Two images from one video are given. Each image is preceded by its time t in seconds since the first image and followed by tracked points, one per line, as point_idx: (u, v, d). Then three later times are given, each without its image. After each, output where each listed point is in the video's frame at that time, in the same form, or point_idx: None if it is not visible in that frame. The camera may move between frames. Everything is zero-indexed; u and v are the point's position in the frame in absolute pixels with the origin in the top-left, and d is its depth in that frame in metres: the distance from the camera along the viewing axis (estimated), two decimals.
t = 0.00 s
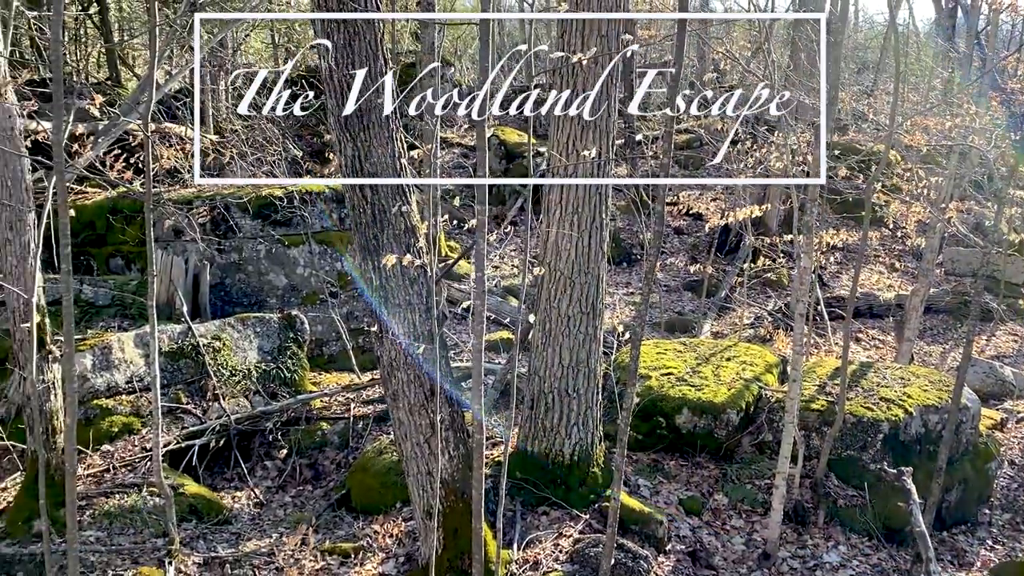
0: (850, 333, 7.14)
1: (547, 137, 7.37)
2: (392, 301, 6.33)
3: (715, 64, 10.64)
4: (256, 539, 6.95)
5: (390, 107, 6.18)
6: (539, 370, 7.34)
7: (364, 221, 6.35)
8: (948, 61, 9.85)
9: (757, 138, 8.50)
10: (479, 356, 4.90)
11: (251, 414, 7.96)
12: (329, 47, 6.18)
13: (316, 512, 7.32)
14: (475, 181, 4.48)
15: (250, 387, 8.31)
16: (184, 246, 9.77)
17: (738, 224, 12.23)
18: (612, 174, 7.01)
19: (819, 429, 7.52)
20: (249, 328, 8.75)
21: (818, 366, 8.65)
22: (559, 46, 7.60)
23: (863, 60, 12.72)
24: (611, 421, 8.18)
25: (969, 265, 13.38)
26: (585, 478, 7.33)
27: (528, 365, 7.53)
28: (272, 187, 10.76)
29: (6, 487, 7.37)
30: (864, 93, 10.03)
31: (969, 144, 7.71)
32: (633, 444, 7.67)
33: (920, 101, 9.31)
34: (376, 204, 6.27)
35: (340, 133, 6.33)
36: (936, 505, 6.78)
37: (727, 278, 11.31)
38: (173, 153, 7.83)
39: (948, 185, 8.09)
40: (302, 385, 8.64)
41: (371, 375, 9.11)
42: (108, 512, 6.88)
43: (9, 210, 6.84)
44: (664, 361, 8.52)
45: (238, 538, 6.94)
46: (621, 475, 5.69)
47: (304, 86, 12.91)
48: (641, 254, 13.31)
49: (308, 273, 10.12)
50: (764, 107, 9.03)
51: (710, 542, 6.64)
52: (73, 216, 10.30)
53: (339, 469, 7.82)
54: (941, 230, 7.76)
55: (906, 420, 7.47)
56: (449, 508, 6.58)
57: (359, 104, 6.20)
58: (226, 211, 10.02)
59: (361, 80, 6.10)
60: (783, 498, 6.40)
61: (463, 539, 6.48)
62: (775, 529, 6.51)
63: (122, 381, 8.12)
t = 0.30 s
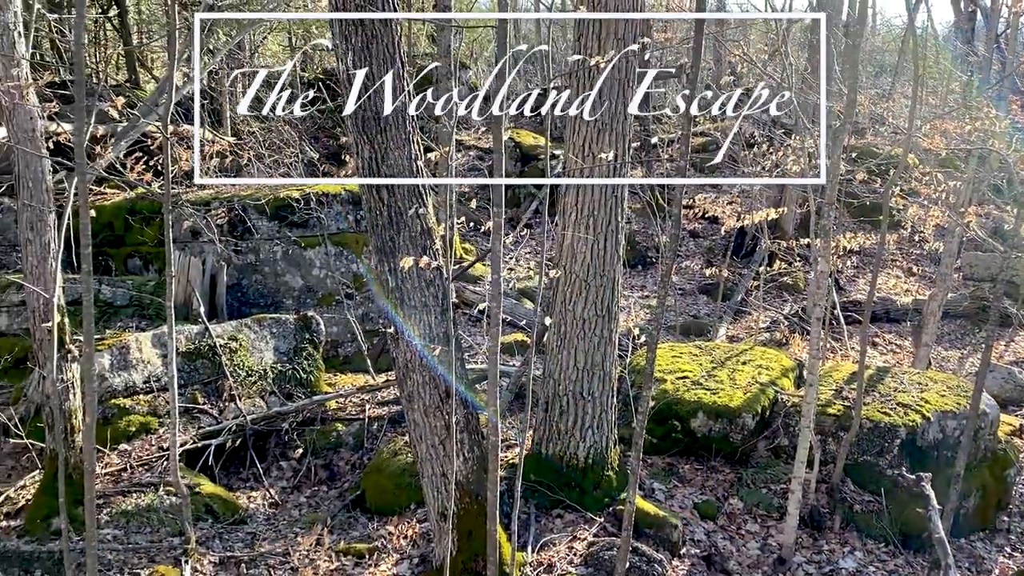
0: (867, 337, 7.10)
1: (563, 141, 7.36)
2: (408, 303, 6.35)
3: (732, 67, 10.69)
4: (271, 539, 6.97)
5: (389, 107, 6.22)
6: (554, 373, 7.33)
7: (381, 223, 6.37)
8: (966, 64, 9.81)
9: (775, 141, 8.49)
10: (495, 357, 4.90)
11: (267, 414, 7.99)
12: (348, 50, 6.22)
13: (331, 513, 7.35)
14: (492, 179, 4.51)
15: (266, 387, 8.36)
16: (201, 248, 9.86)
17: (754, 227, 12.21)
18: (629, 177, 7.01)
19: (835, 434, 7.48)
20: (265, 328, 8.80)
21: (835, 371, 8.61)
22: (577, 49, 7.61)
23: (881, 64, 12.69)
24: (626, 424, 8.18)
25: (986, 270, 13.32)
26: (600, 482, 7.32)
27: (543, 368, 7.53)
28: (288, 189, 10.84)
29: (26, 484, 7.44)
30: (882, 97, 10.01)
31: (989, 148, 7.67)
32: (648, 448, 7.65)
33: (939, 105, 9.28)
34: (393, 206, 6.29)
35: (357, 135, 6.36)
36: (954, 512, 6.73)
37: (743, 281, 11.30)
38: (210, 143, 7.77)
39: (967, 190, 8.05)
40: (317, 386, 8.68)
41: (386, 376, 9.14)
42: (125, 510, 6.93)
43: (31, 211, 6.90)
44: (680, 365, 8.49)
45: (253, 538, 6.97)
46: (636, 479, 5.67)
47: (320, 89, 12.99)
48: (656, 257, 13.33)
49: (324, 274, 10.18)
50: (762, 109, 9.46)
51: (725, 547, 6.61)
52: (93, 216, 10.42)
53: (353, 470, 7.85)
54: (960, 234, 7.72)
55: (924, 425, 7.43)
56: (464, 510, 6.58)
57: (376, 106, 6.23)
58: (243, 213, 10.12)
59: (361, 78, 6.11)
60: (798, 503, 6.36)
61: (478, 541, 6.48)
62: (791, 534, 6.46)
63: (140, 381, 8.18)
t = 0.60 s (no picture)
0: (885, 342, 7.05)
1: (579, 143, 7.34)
2: (423, 305, 6.36)
3: (748, 70, 10.69)
4: (286, 539, 7.00)
5: (389, 107, 6.21)
6: (569, 376, 7.32)
7: (397, 225, 6.38)
8: (985, 67, 9.75)
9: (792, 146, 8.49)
10: (510, 360, 4.90)
11: (282, 415, 8.04)
12: (365, 53, 6.26)
13: (345, 514, 7.36)
14: (508, 179, 4.48)
15: (281, 389, 8.44)
16: (218, 249, 9.94)
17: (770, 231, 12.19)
18: (645, 181, 7.00)
19: (852, 440, 7.44)
20: (281, 330, 8.85)
21: (852, 376, 8.56)
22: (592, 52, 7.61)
23: (899, 67, 12.62)
24: (641, 428, 8.16)
25: (1006, 275, 13.24)
26: (615, 486, 7.30)
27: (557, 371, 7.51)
28: (305, 191, 10.92)
29: (44, 483, 7.51)
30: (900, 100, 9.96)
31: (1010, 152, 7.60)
32: (663, 451, 7.63)
33: (959, 109, 9.22)
34: (409, 208, 6.30)
35: (375, 139, 6.38)
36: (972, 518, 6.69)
37: (759, 285, 11.29)
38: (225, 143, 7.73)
39: (987, 194, 8.00)
40: (333, 387, 8.75)
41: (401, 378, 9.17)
42: (141, 510, 6.98)
43: (51, 213, 6.96)
44: (695, 369, 8.47)
45: (269, 539, 6.99)
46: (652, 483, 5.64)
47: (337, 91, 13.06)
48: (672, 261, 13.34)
49: (340, 276, 10.23)
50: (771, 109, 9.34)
51: (740, 552, 6.56)
52: (113, 218, 10.53)
53: (368, 472, 7.87)
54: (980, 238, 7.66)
55: (942, 432, 7.38)
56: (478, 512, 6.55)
57: (393, 110, 6.26)
58: (260, 215, 10.32)
59: (361, 78, 6.14)
60: (814, 509, 6.30)
61: (492, 544, 6.47)
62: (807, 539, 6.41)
63: (158, 381, 8.24)
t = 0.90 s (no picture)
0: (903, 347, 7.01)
1: (597, 146, 7.33)
2: (439, 307, 6.36)
3: (766, 73, 10.69)
4: (302, 540, 7.03)
5: (401, 109, 6.22)
6: (584, 379, 7.31)
7: (413, 228, 6.40)
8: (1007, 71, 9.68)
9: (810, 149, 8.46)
10: (526, 363, 4.90)
11: (298, 416, 8.10)
12: (383, 56, 6.29)
13: (361, 515, 7.39)
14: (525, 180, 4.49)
15: (297, 390, 8.46)
16: (236, 251, 10.02)
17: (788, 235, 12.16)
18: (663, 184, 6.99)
19: (870, 445, 7.40)
20: (298, 331, 8.93)
21: (870, 380, 8.52)
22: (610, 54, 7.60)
23: (919, 70, 12.55)
24: (657, 431, 8.14)
25: None
26: (630, 489, 7.28)
27: (573, 374, 7.51)
28: (322, 194, 11.00)
29: (63, 482, 7.57)
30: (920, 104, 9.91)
31: None
32: (678, 455, 7.62)
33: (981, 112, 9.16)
34: (425, 210, 6.32)
35: (392, 141, 6.40)
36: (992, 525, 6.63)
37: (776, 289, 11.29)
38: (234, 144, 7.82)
39: (1008, 198, 7.93)
40: (348, 389, 8.79)
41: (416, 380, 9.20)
42: (159, 509, 7.03)
43: (72, 214, 7.02)
44: (712, 372, 8.44)
45: (285, 539, 7.03)
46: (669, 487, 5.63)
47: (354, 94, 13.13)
48: (688, 264, 13.32)
49: (356, 277, 10.31)
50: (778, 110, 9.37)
51: (756, 557, 6.53)
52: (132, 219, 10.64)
53: (383, 473, 7.90)
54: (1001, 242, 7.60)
55: (961, 437, 7.34)
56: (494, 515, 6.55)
57: (410, 112, 6.28)
58: (278, 217, 10.40)
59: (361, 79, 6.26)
60: (831, 514, 6.26)
61: (508, 547, 6.47)
62: (824, 544, 6.37)
63: (175, 382, 8.31)
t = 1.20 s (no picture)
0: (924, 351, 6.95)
1: (615, 148, 7.30)
2: (456, 309, 6.36)
3: (785, 75, 10.67)
4: (319, 540, 7.06)
5: (418, 111, 6.23)
6: (601, 382, 7.29)
7: (431, 230, 6.41)
8: None
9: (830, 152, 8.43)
10: (543, 365, 4.89)
11: (315, 418, 8.18)
12: (402, 58, 6.30)
13: (377, 516, 7.41)
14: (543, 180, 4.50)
15: (315, 391, 8.59)
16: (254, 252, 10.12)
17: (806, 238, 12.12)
18: (681, 187, 6.97)
19: (889, 450, 7.36)
20: (316, 333, 9.09)
21: (889, 385, 8.48)
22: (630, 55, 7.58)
23: (940, 72, 12.47)
24: (674, 435, 8.14)
25: None
26: (647, 493, 7.26)
27: (590, 377, 7.51)
28: (340, 196, 11.08)
29: (83, 481, 7.64)
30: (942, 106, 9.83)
31: None
32: (695, 459, 7.60)
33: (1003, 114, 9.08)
34: (443, 212, 6.33)
35: (410, 143, 6.41)
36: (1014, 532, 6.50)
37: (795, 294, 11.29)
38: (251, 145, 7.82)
39: None
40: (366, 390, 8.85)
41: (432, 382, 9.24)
42: (177, 509, 7.08)
43: (93, 215, 7.08)
44: (730, 376, 8.41)
45: (302, 540, 7.06)
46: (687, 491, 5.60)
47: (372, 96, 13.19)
48: (706, 267, 13.30)
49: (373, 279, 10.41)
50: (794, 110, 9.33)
51: (774, 562, 6.49)
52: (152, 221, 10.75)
53: (400, 475, 7.93)
54: None
55: (982, 443, 7.29)
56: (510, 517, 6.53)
57: (429, 115, 6.29)
58: (297, 219, 10.51)
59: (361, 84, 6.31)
60: (850, 520, 6.20)
61: (524, 549, 6.46)
62: (843, 550, 6.31)
63: (194, 382, 8.39)
